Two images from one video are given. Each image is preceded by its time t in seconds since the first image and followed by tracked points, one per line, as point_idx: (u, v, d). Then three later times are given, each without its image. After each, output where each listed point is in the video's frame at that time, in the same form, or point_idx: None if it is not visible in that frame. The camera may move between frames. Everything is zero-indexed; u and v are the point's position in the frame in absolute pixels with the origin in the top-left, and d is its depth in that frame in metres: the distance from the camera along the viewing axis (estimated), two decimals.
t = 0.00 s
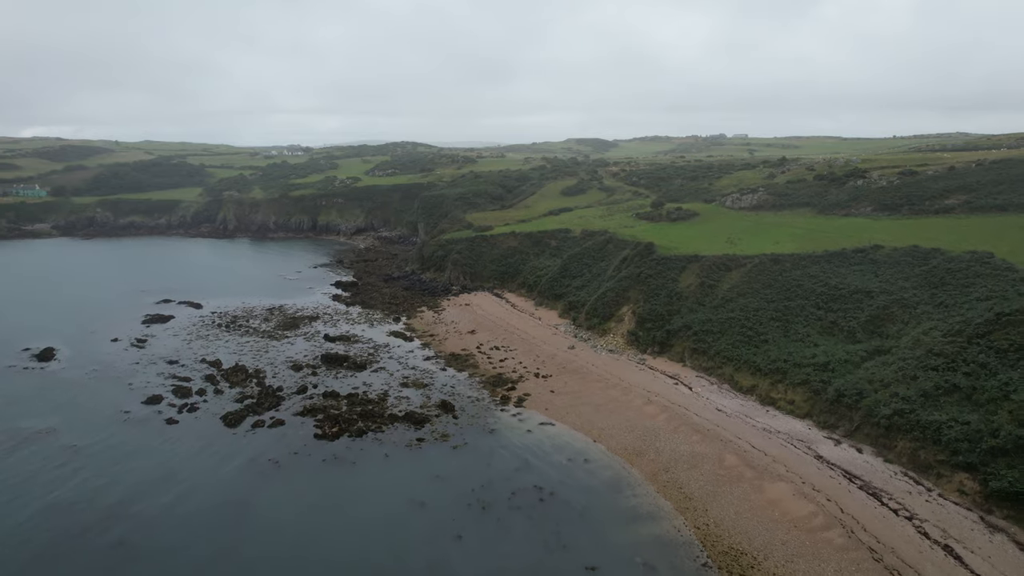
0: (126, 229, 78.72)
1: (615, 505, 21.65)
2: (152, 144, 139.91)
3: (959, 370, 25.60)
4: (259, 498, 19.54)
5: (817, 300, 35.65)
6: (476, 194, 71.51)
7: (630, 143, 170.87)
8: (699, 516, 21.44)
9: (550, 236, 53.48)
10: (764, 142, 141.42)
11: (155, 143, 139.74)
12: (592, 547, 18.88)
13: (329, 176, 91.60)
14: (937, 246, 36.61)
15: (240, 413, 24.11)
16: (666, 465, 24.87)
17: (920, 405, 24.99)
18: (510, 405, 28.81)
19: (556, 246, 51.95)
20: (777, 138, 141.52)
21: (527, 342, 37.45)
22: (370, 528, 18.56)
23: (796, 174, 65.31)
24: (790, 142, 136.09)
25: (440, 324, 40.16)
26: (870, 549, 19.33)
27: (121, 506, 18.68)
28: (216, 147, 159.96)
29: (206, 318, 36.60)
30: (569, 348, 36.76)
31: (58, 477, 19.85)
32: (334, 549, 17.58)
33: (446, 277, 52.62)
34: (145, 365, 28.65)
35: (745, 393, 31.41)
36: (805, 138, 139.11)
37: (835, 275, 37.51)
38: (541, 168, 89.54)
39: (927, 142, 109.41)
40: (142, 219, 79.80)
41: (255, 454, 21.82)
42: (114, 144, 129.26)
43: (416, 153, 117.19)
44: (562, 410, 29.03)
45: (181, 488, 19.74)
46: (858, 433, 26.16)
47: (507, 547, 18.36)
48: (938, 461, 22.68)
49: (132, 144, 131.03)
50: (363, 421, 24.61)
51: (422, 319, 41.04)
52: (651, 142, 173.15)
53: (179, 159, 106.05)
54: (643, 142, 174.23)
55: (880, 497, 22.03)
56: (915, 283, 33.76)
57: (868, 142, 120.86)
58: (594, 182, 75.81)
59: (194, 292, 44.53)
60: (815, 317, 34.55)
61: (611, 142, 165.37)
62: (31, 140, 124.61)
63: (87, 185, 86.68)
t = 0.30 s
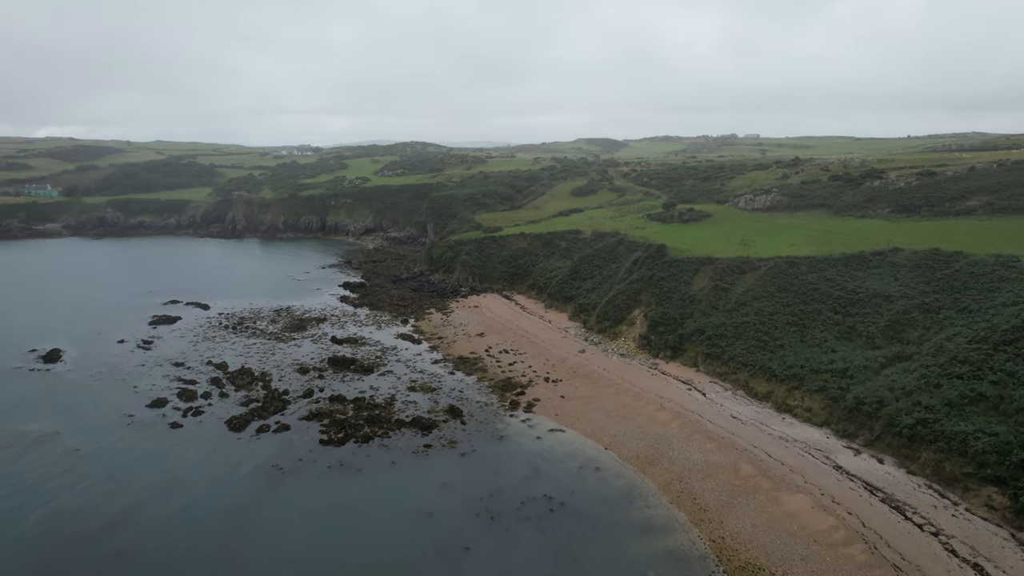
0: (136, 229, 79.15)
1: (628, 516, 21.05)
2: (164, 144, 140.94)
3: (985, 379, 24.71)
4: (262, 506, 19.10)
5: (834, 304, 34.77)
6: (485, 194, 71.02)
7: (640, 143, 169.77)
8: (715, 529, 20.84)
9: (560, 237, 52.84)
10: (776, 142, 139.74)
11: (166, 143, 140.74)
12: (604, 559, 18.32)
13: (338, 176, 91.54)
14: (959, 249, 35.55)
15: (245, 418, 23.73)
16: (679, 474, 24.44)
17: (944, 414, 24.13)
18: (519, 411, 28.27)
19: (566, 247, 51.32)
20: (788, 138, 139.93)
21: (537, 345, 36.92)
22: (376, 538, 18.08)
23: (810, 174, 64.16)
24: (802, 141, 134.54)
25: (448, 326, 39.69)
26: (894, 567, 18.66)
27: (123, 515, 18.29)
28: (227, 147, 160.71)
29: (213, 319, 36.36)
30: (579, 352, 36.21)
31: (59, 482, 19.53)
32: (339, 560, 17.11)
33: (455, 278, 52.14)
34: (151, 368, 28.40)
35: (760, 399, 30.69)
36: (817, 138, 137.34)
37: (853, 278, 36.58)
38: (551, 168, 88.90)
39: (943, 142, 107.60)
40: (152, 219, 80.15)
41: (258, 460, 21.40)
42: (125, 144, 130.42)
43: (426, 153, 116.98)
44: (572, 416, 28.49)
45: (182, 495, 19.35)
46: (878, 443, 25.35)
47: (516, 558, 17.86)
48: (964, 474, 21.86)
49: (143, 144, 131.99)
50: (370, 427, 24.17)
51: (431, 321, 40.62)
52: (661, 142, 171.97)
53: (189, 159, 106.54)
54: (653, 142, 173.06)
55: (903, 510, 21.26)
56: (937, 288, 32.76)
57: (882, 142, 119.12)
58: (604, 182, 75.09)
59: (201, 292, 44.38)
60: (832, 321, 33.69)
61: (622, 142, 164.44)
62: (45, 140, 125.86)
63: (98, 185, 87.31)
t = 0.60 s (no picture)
0: (148, 229, 79.67)
1: (642, 528, 20.43)
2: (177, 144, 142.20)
3: (1016, 388, 23.72)
4: (267, 514, 18.67)
5: (854, 309, 33.79)
6: (496, 195, 70.49)
7: (651, 142, 168.52)
8: (733, 543, 20.16)
9: (571, 238, 52.15)
10: (790, 142, 137.58)
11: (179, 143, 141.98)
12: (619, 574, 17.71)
13: (349, 176, 91.53)
14: (984, 253, 34.40)
15: (251, 422, 23.35)
16: (695, 484, 23.82)
17: (973, 425, 23.19)
18: (530, 417, 27.71)
19: (578, 249, 50.67)
20: (802, 138, 138.17)
21: (548, 349, 36.34)
22: (382, 549, 17.59)
23: (827, 175, 62.84)
24: (816, 141, 132.78)
25: (458, 328, 39.22)
26: None
27: (126, 522, 17.94)
28: (238, 146, 161.70)
29: (221, 321, 36.13)
30: (592, 356, 35.59)
31: (61, 488, 19.22)
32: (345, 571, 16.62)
33: (465, 279, 51.64)
34: (158, 370, 28.19)
35: (777, 407, 29.88)
36: (832, 138, 135.09)
37: (873, 282, 35.56)
38: (562, 168, 88.23)
39: (962, 142, 105.57)
40: (163, 219, 80.63)
41: (263, 467, 20.95)
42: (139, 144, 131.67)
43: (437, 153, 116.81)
44: (584, 424, 27.91)
45: (185, 502, 18.94)
46: (902, 454, 24.47)
47: (528, 571, 17.30)
48: (995, 489, 20.97)
49: (156, 144, 133.32)
50: (377, 432, 23.72)
51: (440, 323, 40.17)
52: (673, 142, 170.60)
53: (201, 159, 107.20)
54: (665, 142, 171.74)
55: (930, 526, 20.44)
56: (962, 292, 31.67)
57: (898, 142, 117.15)
58: (617, 183, 74.28)
59: (210, 292, 44.31)
60: (852, 326, 32.72)
61: (633, 142, 163.37)
62: (60, 141, 127.46)
63: (110, 185, 88.10)
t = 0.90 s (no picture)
0: (161, 228, 80.34)
1: (659, 541, 19.75)
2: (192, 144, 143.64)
3: None
4: (273, 521, 18.27)
5: (877, 314, 32.74)
6: (509, 195, 69.91)
7: (665, 142, 166.99)
8: (754, 558, 19.46)
9: (585, 239, 51.46)
10: (806, 142, 135.32)
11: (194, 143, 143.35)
12: None
13: (361, 176, 91.52)
14: (1014, 257, 33.15)
15: (259, 426, 23.01)
16: (713, 495, 23.12)
17: (1006, 437, 22.18)
18: (542, 423, 27.13)
19: (592, 250, 49.95)
20: (818, 137, 136.03)
21: (561, 352, 35.76)
22: (391, 560, 17.10)
23: (846, 175, 61.46)
24: (832, 141, 130.62)
25: (470, 331, 38.74)
26: None
27: (130, 528, 17.66)
28: (252, 146, 162.96)
29: (232, 322, 35.98)
30: (605, 361, 34.95)
31: (66, 493, 18.99)
32: None
33: (477, 280, 51.16)
34: (168, 371, 28.03)
35: (798, 414, 28.99)
36: (850, 138, 132.62)
37: (897, 286, 34.45)
38: (576, 168, 87.41)
39: (985, 142, 103.09)
40: (176, 218, 81.29)
41: (271, 472, 20.58)
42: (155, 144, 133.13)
43: (450, 153, 116.62)
44: (599, 431, 27.29)
45: (191, 509, 18.59)
46: (930, 466, 23.55)
47: None
48: None
49: (171, 144, 134.70)
50: (387, 437, 23.28)
51: (452, 325, 39.74)
52: (687, 142, 168.94)
53: (215, 159, 107.98)
54: (679, 142, 170.14)
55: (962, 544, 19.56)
56: (991, 298, 30.50)
57: (918, 141, 114.74)
58: (631, 183, 73.37)
59: (221, 292, 44.29)
60: (875, 332, 31.70)
61: (647, 142, 162.02)
62: (77, 141, 129.23)
63: (125, 185, 89.08)
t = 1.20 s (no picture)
0: (176, 228, 81.05)
1: (678, 555, 19.07)
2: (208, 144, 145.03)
3: None
4: (282, 529, 17.88)
5: (903, 319, 31.62)
6: (523, 195, 69.33)
7: (680, 142, 165.26)
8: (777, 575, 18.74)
9: (600, 241, 50.72)
10: (824, 141, 132.84)
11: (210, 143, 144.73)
12: None
13: (375, 176, 91.49)
14: None
15: (270, 430, 22.72)
16: (733, 506, 22.37)
17: None
18: (557, 429, 26.55)
19: (607, 251, 49.20)
20: (836, 137, 133.61)
21: (576, 356, 35.13)
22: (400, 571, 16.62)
23: (868, 176, 59.97)
24: (851, 142, 128.27)
25: (484, 333, 38.27)
26: None
27: (136, 534, 17.41)
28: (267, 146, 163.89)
29: (244, 322, 35.89)
30: (621, 366, 34.26)
31: (75, 496, 18.83)
32: None
33: (491, 282, 50.65)
34: (179, 373, 27.93)
35: (820, 423, 28.09)
36: (868, 138, 129.94)
37: (925, 290, 33.27)
38: (591, 168, 86.54)
39: (1011, 142, 100.30)
40: (191, 218, 81.93)
41: (281, 478, 20.26)
42: (172, 144, 134.65)
43: (464, 153, 116.32)
44: (614, 438, 26.65)
45: (199, 514, 18.31)
46: (962, 480, 22.56)
47: None
48: None
49: (188, 145, 136.13)
50: (398, 442, 22.86)
51: (465, 327, 39.29)
52: (702, 142, 167.05)
53: (231, 159, 108.79)
54: (694, 142, 168.30)
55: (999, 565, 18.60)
56: None
57: (941, 142, 112.08)
58: (647, 183, 72.39)
59: (234, 292, 44.31)
60: (901, 338, 30.61)
61: (662, 142, 160.43)
62: (97, 141, 131.09)
63: (141, 185, 90.04)
